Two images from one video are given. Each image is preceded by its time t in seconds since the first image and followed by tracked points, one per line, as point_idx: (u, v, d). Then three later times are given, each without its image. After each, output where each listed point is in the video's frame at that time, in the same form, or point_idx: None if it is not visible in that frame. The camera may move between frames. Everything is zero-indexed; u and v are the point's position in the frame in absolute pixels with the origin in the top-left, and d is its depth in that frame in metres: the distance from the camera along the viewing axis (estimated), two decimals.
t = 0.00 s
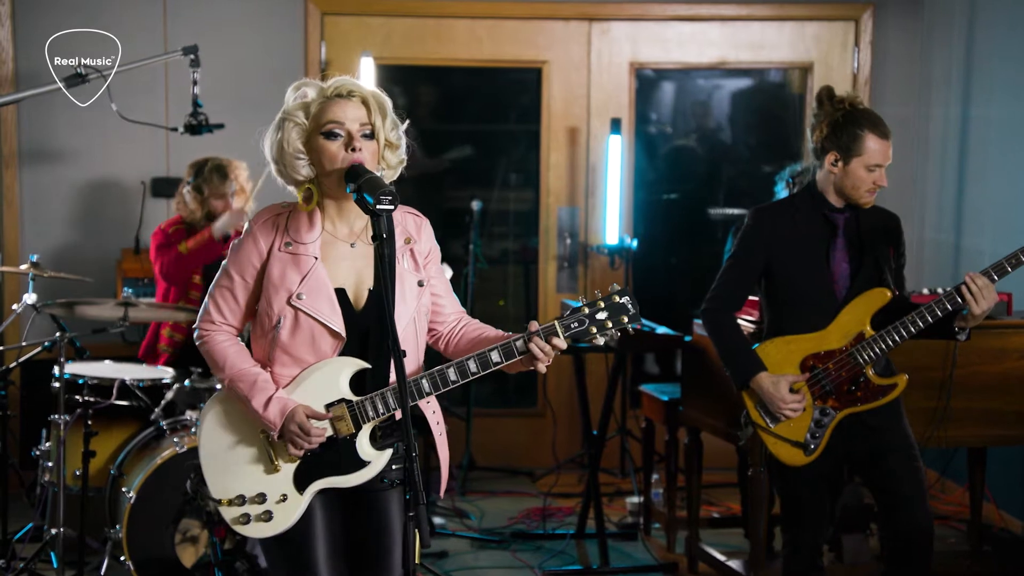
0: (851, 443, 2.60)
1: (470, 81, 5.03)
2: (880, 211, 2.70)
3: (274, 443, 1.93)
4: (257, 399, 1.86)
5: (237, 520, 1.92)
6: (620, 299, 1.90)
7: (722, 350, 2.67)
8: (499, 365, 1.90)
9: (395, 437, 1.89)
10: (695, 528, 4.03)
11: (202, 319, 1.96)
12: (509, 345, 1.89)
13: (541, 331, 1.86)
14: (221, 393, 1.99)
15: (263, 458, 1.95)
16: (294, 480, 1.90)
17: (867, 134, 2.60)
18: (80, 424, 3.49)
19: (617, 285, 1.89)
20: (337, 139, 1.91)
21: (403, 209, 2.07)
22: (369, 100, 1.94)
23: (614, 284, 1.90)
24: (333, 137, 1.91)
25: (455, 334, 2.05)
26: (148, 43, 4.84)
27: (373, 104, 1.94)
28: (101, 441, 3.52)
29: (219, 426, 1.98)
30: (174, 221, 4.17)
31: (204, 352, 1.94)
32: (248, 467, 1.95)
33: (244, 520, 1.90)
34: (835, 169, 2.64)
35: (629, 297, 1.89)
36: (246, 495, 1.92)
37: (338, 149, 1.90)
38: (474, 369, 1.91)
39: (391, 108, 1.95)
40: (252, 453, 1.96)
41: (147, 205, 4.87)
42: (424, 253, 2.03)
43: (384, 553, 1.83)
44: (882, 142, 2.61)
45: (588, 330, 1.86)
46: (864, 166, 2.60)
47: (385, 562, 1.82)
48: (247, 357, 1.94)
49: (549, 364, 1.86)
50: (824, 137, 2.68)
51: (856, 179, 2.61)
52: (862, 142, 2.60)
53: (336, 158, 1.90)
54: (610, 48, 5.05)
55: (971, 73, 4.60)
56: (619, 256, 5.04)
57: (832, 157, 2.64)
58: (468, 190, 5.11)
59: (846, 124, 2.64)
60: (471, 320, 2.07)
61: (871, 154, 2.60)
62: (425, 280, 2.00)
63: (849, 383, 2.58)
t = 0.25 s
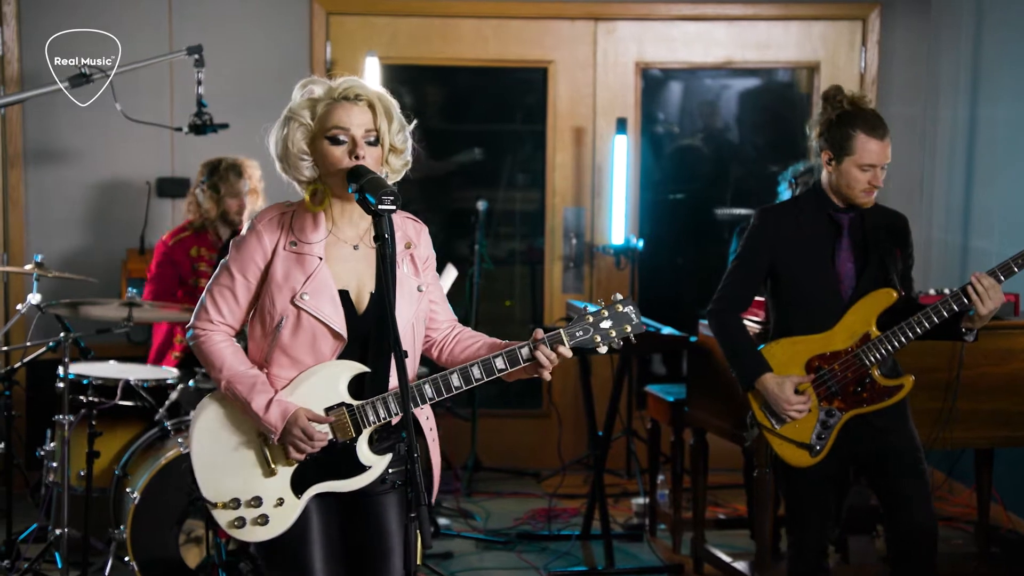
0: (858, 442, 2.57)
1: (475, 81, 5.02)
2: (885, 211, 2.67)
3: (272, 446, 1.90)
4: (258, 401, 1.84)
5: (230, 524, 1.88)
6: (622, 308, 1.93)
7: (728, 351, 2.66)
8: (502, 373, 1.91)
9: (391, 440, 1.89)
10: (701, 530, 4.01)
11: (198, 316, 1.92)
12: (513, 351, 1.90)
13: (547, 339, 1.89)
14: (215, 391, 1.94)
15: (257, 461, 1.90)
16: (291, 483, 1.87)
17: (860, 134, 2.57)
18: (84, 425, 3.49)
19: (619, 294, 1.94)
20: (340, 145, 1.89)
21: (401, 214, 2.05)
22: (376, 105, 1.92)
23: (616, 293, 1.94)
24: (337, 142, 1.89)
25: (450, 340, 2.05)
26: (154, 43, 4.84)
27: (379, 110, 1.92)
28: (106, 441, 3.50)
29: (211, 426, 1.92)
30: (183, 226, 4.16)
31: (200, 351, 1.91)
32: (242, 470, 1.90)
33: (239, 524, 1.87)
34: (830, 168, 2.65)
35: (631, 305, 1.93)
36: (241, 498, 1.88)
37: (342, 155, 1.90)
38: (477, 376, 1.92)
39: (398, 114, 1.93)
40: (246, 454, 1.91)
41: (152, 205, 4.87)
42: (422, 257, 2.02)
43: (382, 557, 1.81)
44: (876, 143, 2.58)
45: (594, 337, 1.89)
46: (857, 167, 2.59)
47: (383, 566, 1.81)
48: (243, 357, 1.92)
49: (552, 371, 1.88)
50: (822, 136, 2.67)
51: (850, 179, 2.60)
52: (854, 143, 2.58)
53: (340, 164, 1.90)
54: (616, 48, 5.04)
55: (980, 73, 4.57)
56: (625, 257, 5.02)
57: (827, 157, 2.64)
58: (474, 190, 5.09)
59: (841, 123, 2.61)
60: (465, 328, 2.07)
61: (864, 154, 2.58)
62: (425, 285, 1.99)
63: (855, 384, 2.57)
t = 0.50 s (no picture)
0: (863, 446, 2.56)
1: (485, 81, 5.01)
2: (904, 214, 2.65)
3: (273, 446, 1.88)
4: (262, 401, 1.82)
5: (229, 524, 1.86)
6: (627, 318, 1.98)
7: (739, 350, 2.64)
8: (506, 379, 1.94)
9: (392, 442, 1.88)
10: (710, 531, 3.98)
11: (201, 314, 1.90)
12: (519, 358, 1.93)
13: (553, 347, 1.92)
14: (216, 390, 1.92)
15: (258, 461, 1.88)
16: (292, 484, 1.86)
17: (850, 133, 2.57)
18: (92, 425, 3.48)
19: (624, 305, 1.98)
20: (345, 144, 1.89)
21: (406, 216, 2.03)
22: (382, 105, 1.92)
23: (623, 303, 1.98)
24: (342, 141, 1.89)
25: (452, 345, 2.06)
26: (165, 43, 4.84)
27: (385, 110, 1.91)
28: (113, 443, 3.49)
29: (212, 424, 1.90)
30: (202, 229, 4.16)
31: (203, 349, 1.89)
32: (242, 469, 1.88)
33: (239, 525, 1.85)
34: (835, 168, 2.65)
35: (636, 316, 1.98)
36: (241, 498, 1.86)
37: (346, 154, 1.88)
38: (482, 381, 1.94)
39: (404, 114, 1.93)
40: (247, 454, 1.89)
41: (162, 205, 4.87)
42: (427, 261, 2.01)
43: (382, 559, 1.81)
44: (867, 141, 2.55)
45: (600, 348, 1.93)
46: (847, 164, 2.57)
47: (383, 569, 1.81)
48: (246, 357, 1.90)
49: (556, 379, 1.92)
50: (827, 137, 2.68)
51: (844, 178, 2.59)
52: (846, 141, 2.58)
53: (343, 162, 1.88)
54: (627, 48, 5.01)
55: (993, 73, 4.54)
56: (635, 257, 5.00)
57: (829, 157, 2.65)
58: (484, 190, 5.08)
59: (845, 120, 2.61)
60: (467, 332, 2.08)
61: (853, 152, 2.56)
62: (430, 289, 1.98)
63: (864, 387, 2.55)
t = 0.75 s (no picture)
0: (871, 445, 2.53)
1: (490, 80, 5.00)
2: (908, 215, 2.64)
3: (272, 446, 1.88)
4: (259, 400, 1.81)
5: (227, 523, 1.85)
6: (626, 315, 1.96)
7: (743, 351, 2.62)
8: (504, 377, 1.93)
9: (390, 440, 1.87)
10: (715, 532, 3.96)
11: (198, 313, 1.89)
12: (517, 357, 1.92)
13: (551, 345, 1.91)
14: (213, 390, 1.92)
15: (256, 460, 1.88)
16: (290, 482, 1.84)
17: (842, 125, 2.61)
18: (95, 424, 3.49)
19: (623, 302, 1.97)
20: (344, 141, 1.87)
21: (404, 214, 2.02)
22: (380, 102, 1.91)
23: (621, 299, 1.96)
24: (341, 137, 1.87)
25: (451, 343, 2.04)
26: (169, 43, 4.83)
27: (384, 107, 1.90)
28: (116, 442, 3.49)
29: (209, 424, 1.89)
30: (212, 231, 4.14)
31: (199, 348, 1.88)
32: (240, 469, 1.88)
33: (236, 524, 1.84)
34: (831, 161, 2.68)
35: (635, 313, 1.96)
36: (239, 497, 1.86)
37: (345, 151, 1.87)
38: (480, 380, 1.93)
39: (403, 111, 1.92)
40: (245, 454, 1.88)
41: (167, 205, 4.87)
42: (425, 258, 2.00)
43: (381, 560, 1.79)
44: (857, 131, 2.57)
45: (598, 345, 1.92)
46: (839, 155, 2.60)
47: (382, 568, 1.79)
48: (243, 355, 1.89)
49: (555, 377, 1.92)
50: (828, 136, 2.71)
51: (838, 170, 2.61)
52: (838, 132, 2.62)
53: (340, 157, 1.86)
54: (632, 46, 5.00)
55: (1000, 72, 4.51)
56: (640, 256, 4.99)
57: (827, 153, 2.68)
58: (489, 190, 5.07)
59: (842, 114, 2.64)
60: (465, 330, 2.06)
61: (844, 143, 2.59)
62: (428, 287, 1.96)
63: (869, 386, 2.53)
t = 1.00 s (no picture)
0: (877, 447, 2.51)
1: (493, 79, 4.99)
2: (912, 217, 2.63)
3: (266, 446, 1.87)
4: (254, 400, 1.81)
5: (222, 523, 1.87)
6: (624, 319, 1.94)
7: (745, 352, 2.60)
8: (500, 380, 1.92)
9: (387, 440, 1.87)
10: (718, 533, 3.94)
11: (194, 312, 1.89)
12: (513, 359, 1.91)
13: (547, 348, 1.90)
14: (208, 389, 1.91)
15: (251, 461, 1.88)
16: (284, 483, 1.84)
17: (840, 121, 2.61)
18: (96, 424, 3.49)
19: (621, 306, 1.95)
20: (345, 142, 1.86)
21: (402, 213, 2.01)
22: (380, 104, 1.90)
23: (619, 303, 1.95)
24: (341, 139, 1.86)
25: (448, 345, 2.03)
26: (172, 42, 4.83)
27: (384, 109, 1.89)
28: (117, 442, 3.48)
29: (203, 423, 1.89)
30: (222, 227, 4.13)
31: (195, 348, 1.87)
32: (234, 469, 1.88)
33: (230, 524, 1.85)
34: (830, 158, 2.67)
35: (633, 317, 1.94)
36: (233, 497, 1.86)
37: (346, 153, 1.85)
38: (476, 381, 1.92)
39: (402, 113, 1.91)
40: (239, 454, 1.88)
41: (169, 205, 4.86)
42: (423, 259, 1.99)
43: (377, 560, 1.77)
44: (856, 126, 2.57)
45: (593, 347, 1.89)
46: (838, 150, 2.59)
47: (378, 569, 1.77)
48: (239, 354, 1.88)
49: (550, 380, 1.90)
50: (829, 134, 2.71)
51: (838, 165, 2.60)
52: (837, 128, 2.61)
53: (341, 159, 1.85)
54: (635, 45, 4.98)
55: (1004, 70, 4.49)
56: (644, 256, 4.97)
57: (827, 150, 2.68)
58: (492, 190, 5.06)
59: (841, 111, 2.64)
60: (463, 331, 2.05)
61: (842, 138, 2.59)
62: (425, 288, 1.95)
63: (873, 387, 2.52)
